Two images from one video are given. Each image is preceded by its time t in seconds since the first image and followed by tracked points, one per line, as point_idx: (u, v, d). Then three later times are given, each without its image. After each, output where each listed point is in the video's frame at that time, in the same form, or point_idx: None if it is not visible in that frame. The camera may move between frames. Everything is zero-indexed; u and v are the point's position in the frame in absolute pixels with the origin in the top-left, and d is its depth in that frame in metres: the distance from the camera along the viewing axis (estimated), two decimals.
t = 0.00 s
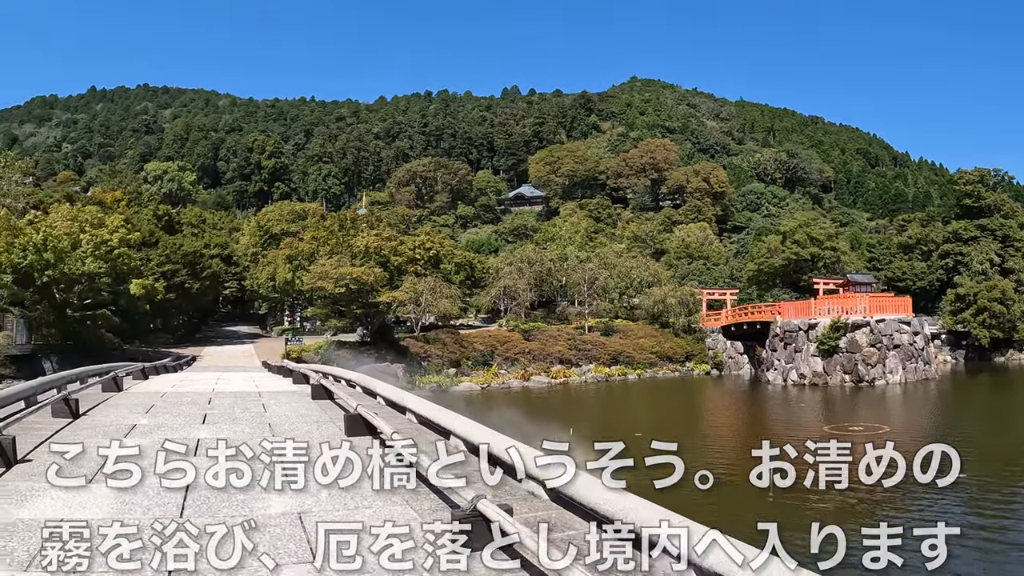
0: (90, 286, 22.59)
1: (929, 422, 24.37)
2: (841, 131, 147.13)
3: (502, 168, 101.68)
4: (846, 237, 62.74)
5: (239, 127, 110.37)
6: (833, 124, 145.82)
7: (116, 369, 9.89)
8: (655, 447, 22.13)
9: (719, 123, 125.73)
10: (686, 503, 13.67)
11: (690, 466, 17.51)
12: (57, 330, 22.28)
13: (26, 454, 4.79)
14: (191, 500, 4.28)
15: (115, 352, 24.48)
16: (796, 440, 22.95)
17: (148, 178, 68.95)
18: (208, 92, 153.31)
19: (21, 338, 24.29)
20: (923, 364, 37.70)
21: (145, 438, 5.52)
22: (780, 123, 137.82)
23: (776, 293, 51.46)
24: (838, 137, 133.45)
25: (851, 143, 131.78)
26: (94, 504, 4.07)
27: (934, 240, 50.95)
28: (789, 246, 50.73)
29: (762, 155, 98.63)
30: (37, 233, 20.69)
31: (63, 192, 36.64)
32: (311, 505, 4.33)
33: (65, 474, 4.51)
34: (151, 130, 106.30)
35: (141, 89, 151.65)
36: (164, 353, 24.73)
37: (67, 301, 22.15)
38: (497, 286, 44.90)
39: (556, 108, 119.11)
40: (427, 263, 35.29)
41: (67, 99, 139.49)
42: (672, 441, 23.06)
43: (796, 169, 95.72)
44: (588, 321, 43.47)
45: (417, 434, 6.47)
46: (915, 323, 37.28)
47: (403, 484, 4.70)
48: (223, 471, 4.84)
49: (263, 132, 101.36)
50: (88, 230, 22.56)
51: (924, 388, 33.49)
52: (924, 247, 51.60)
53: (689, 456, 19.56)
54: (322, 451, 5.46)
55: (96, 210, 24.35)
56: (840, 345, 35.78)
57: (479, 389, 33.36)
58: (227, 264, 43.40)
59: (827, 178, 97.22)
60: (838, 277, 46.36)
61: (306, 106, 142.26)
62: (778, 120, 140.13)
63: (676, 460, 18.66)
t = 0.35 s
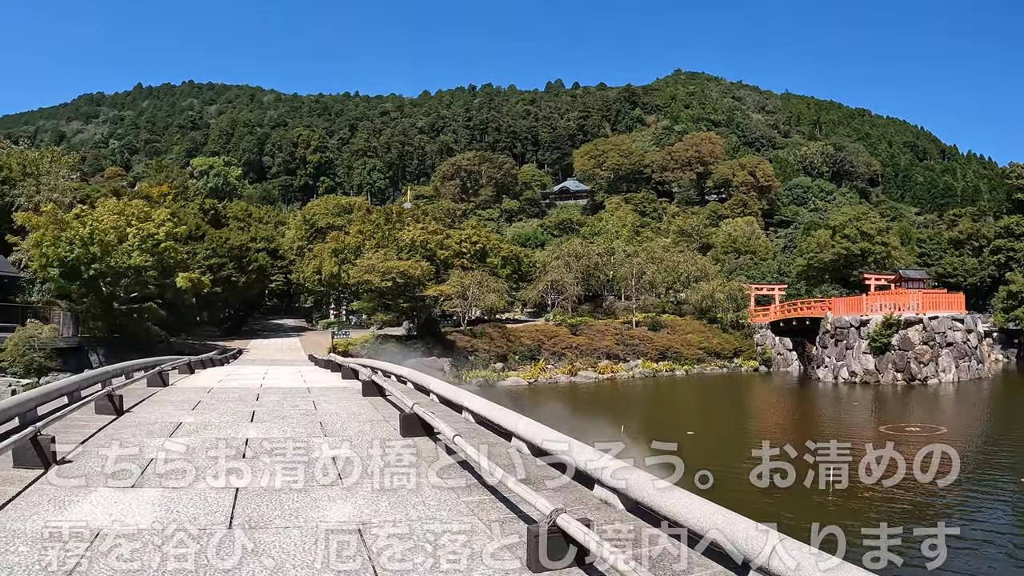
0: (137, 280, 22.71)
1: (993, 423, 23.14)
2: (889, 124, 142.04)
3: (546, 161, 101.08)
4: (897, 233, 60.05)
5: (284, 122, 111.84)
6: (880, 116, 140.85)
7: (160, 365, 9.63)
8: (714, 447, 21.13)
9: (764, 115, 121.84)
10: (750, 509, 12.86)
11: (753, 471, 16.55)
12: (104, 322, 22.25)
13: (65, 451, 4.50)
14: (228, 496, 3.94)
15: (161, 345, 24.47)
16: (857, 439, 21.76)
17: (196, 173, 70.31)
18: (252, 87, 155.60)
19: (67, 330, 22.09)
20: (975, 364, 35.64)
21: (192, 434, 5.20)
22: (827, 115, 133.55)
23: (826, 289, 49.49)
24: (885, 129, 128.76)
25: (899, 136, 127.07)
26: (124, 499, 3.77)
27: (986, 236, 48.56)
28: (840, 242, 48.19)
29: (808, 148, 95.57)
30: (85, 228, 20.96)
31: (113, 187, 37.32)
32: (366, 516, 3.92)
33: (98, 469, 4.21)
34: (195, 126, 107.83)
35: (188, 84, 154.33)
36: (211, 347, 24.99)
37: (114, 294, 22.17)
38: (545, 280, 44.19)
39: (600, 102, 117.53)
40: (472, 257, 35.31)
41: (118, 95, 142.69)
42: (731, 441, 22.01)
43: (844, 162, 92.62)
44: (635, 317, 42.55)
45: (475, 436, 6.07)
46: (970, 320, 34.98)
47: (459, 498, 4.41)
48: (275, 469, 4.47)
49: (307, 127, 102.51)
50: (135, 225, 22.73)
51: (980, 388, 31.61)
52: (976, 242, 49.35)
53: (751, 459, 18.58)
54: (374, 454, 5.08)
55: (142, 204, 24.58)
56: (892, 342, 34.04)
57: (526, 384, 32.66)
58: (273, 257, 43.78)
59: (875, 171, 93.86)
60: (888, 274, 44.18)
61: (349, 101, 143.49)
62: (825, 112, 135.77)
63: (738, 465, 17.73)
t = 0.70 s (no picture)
0: (173, 270, 22.67)
1: None
2: (928, 115, 137.82)
3: (582, 153, 100.28)
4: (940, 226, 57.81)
5: (320, 114, 112.83)
6: (919, 108, 136.75)
7: (192, 357, 9.27)
8: (762, 449, 20.31)
9: (802, 107, 118.62)
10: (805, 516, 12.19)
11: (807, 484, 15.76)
12: (140, 313, 22.21)
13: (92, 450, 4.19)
14: (263, 502, 3.54)
15: (196, 336, 24.28)
16: (911, 442, 20.74)
17: (233, 165, 71.20)
18: (287, 80, 157.03)
19: (104, 321, 21.61)
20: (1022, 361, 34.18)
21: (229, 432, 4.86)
22: (864, 107, 129.99)
23: (866, 283, 47.59)
24: (924, 120, 124.57)
25: (939, 128, 123.16)
26: (151, 505, 3.40)
27: None
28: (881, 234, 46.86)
29: (846, 140, 93.04)
30: (121, 218, 21.01)
31: (150, 179, 37.62)
32: (414, 527, 3.49)
33: (123, 470, 3.88)
34: (231, 119, 109.09)
35: (225, 77, 156.14)
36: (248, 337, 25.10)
37: (150, 285, 22.08)
38: (583, 272, 43.35)
39: (635, 93, 115.89)
40: (511, 249, 34.91)
41: (156, 88, 144.84)
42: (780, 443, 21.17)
43: (883, 154, 89.77)
44: (674, 309, 41.68)
45: (525, 435, 5.65)
46: (1015, 316, 33.55)
47: (513, 505, 4.01)
48: (315, 471, 4.06)
49: (342, 119, 103.01)
50: (171, 216, 22.86)
51: None
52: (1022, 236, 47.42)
53: (805, 467, 17.74)
54: (418, 453, 4.69)
55: (178, 195, 24.73)
56: (936, 339, 32.50)
57: (565, 377, 31.69)
58: (310, 248, 43.99)
59: (914, 163, 90.84)
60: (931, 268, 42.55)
61: (384, 93, 144.09)
62: (863, 104, 132.11)
63: (792, 474, 16.92)
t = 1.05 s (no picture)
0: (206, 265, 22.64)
1: None
2: (967, 109, 133.74)
3: (614, 148, 99.20)
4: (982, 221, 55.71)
5: (352, 110, 113.49)
6: (958, 102, 132.76)
7: (224, 352, 8.92)
8: (809, 451, 19.47)
9: (836, 100, 115.57)
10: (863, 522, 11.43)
11: (859, 494, 14.96)
12: (174, 308, 22.19)
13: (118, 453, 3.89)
14: (305, 514, 3.17)
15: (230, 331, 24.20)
16: (968, 446, 19.69)
17: (267, 161, 71.91)
18: (319, 77, 158.43)
19: (138, 317, 21.50)
20: None
21: (264, 432, 4.53)
22: (900, 101, 126.55)
23: (904, 279, 45.87)
24: (962, 113, 120.74)
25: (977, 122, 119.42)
26: (181, 516, 3.06)
27: None
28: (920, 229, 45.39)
29: (882, 133, 90.61)
30: (154, 213, 21.05)
31: (185, 175, 37.94)
32: (471, 541, 3.04)
33: (151, 476, 3.55)
34: (264, 116, 110.41)
35: (258, 74, 158.09)
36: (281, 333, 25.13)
37: (183, 280, 22.07)
38: (620, 266, 42.37)
39: (668, 87, 114.26)
40: (546, 244, 34.51)
41: (192, 86, 147.08)
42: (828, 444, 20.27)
43: (919, 147, 87.02)
44: (710, 304, 40.83)
45: (578, 438, 5.20)
46: None
47: (576, 515, 3.51)
48: (358, 478, 3.67)
49: (374, 115, 103.46)
50: (205, 210, 22.98)
51: None
52: None
53: (856, 472, 16.90)
54: (469, 456, 4.26)
55: (212, 190, 24.88)
56: (978, 335, 31.20)
57: (602, 372, 30.93)
58: (344, 243, 44.13)
59: (950, 158, 88.04)
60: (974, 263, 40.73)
61: (415, 89, 144.40)
62: (899, 98, 128.63)
63: (843, 481, 16.09)
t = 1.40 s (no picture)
0: (233, 264, 22.66)
1: None
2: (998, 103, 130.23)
3: (641, 143, 98.17)
4: (1017, 215, 53.96)
5: (377, 108, 113.96)
6: (990, 96, 129.35)
7: (251, 353, 8.69)
8: (847, 451, 18.77)
9: (864, 94, 112.96)
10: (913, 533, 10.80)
11: (901, 499, 14.30)
12: (201, 307, 22.12)
13: (135, 468, 3.62)
14: (335, 541, 2.83)
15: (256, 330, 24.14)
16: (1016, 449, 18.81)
17: (294, 159, 72.42)
18: (343, 75, 159.22)
19: (163, 315, 21.36)
20: None
21: (292, 443, 4.24)
22: (929, 94, 123.64)
23: (937, 276, 44.54)
24: (993, 107, 117.62)
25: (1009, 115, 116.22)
26: (201, 545, 2.74)
27: None
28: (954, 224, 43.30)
29: (910, 128, 88.57)
30: (180, 211, 21.07)
31: (213, 173, 38.19)
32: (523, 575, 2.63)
33: (169, 495, 3.26)
34: (291, 115, 111.27)
35: (283, 73, 159.20)
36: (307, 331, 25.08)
37: (209, 279, 22.06)
38: (649, 262, 41.67)
39: (694, 82, 112.82)
40: (574, 240, 34.10)
41: (220, 85, 148.70)
42: (867, 445, 19.56)
43: (949, 142, 84.79)
44: (740, 302, 40.06)
45: (624, 446, 4.80)
46: None
47: (633, 541, 3.03)
48: (393, 498, 3.33)
49: (400, 112, 103.70)
50: (232, 209, 23.06)
51: None
52: None
53: (897, 475, 16.22)
54: (512, 471, 3.88)
55: (238, 188, 24.93)
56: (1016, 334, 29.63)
57: (633, 371, 30.31)
58: (371, 240, 44.21)
59: (980, 152, 85.88)
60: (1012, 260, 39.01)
61: (440, 86, 144.48)
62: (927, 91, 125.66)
63: (883, 484, 15.43)
